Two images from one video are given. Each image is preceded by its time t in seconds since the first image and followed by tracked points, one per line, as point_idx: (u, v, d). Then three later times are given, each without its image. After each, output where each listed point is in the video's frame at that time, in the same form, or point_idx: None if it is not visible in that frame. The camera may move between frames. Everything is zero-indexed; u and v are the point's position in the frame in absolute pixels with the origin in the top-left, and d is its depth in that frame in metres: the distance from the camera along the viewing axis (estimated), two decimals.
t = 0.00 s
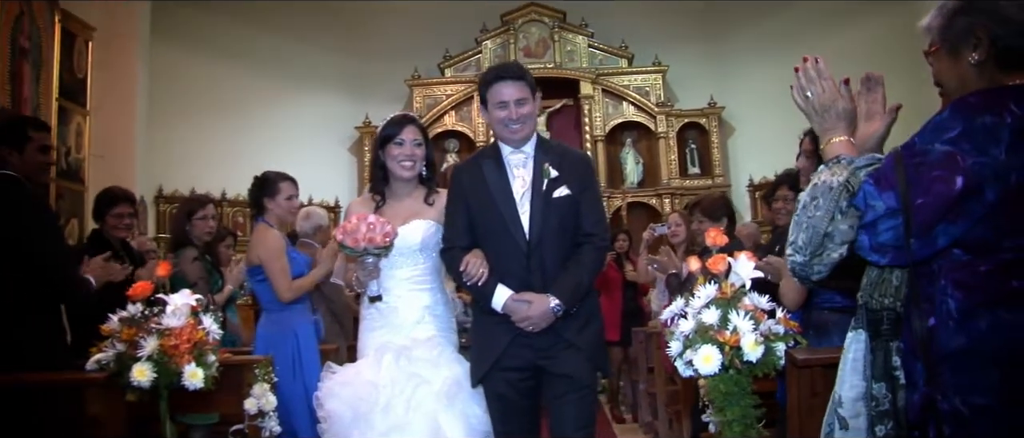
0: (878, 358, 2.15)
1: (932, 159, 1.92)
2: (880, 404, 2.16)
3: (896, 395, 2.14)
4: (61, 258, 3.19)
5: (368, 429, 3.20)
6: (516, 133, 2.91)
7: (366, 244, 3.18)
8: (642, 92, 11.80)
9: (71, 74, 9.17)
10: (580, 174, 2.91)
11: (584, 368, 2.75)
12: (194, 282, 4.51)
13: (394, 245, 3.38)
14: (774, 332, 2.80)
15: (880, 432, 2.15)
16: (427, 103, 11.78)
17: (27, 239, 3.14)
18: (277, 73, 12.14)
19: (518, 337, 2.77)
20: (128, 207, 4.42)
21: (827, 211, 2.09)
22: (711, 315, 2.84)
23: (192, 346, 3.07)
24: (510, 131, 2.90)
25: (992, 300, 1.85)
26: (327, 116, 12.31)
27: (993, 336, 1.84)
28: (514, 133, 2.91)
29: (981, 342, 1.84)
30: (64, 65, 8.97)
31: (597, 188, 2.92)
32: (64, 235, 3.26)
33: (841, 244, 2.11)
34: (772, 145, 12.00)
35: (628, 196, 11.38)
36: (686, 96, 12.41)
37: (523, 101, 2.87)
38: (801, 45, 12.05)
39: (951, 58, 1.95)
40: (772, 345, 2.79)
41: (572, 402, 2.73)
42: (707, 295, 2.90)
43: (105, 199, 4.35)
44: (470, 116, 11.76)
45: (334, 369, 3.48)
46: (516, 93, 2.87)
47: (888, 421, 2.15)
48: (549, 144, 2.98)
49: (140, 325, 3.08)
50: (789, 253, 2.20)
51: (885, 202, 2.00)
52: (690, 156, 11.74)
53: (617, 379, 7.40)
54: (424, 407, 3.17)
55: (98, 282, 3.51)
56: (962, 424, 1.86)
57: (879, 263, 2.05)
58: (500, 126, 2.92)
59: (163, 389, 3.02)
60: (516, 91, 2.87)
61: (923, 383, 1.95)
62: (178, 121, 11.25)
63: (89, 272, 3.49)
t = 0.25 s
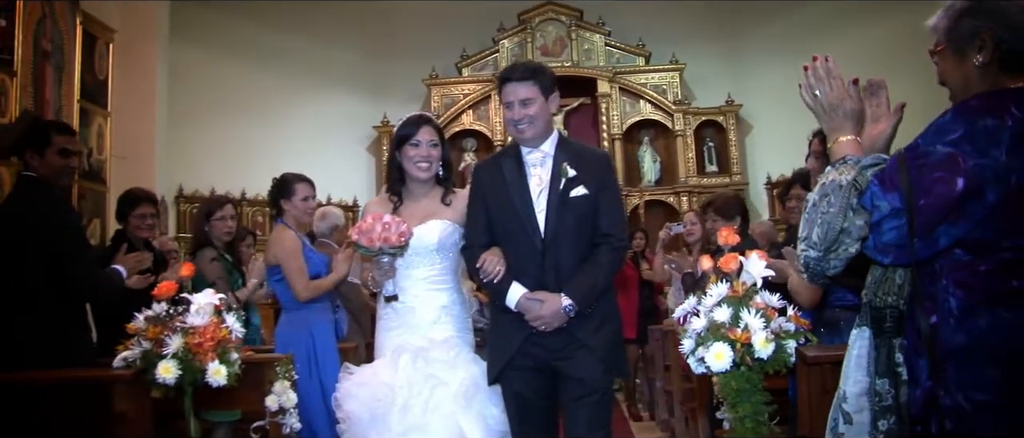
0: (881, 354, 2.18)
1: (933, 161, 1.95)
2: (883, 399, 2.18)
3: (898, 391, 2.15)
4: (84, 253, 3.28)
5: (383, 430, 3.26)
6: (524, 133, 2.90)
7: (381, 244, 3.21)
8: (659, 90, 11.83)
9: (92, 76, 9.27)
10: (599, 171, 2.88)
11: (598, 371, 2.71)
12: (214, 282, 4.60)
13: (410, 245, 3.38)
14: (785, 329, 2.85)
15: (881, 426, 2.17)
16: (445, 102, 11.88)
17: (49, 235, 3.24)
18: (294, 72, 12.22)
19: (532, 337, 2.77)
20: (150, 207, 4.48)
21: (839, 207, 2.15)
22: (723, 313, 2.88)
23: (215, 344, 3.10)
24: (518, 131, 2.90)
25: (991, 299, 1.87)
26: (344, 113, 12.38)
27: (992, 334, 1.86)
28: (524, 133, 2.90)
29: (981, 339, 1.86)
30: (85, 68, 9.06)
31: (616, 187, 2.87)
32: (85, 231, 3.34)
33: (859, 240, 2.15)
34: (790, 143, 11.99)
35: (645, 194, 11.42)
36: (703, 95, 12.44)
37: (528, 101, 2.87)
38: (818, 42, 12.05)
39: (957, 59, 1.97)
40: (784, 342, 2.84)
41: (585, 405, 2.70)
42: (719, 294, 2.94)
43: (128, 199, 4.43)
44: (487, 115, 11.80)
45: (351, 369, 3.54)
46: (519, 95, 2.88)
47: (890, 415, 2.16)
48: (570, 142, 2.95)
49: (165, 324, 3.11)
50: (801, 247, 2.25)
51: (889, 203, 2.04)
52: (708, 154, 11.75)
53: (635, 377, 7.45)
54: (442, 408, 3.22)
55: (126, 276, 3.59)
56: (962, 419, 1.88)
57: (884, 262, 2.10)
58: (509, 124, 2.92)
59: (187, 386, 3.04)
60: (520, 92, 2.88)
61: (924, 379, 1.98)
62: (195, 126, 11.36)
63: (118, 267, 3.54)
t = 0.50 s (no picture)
0: (878, 356, 2.16)
1: (930, 167, 1.96)
2: (879, 400, 2.15)
3: (895, 392, 2.12)
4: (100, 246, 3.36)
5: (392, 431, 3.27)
6: (542, 124, 2.91)
7: (394, 241, 3.25)
8: (672, 90, 11.87)
9: (110, 72, 9.36)
10: (617, 166, 2.84)
11: (607, 371, 2.68)
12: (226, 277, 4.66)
13: (423, 243, 3.43)
14: (789, 331, 2.89)
15: (878, 426, 2.15)
16: (458, 100, 11.94)
17: (68, 230, 3.29)
18: (308, 70, 12.28)
19: (542, 332, 2.76)
20: (166, 203, 4.54)
21: (822, 210, 2.18)
22: (728, 314, 2.91)
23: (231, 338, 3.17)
24: (537, 123, 2.91)
25: (987, 303, 1.90)
26: (354, 111, 12.57)
27: (989, 338, 1.89)
28: (542, 125, 2.91)
29: (978, 343, 1.89)
30: (102, 64, 9.15)
31: (633, 181, 2.82)
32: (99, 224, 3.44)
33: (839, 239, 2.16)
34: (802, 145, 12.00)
35: (658, 195, 11.46)
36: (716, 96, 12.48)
37: (546, 94, 2.88)
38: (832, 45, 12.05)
39: (961, 66, 1.98)
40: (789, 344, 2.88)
41: (598, 407, 2.67)
42: (724, 295, 2.99)
43: (145, 195, 4.48)
44: (499, 114, 11.85)
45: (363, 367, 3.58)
46: (539, 87, 2.90)
47: (887, 417, 2.13)
48: (591, 137, 2.94)
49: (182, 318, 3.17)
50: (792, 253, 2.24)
51: (884, 207, 2.01)
52: (720, 155, 11.78)
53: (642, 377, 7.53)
54: (451, 409, 3.23)
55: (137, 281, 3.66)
56: (957, 420, 1.91)
57: (881, 266, 2.08)
58: (529, 115, 2.93)
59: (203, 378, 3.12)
60: (540, 85, 2.89)
61: (921, 381, 1.99)
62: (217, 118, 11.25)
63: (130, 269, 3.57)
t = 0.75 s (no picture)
0: (875, 350, 2.19)
1: (926, 171, 1.93)
2: (877, 392, 2.18)
3: (891, 384, 2.15)
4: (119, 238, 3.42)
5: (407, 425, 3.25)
6: (563, 117, 2.94)
7: (411, 227, 3.25)
8: (683, 89, 11.90)
9: (124, 65, 9.44)
10: (637, 162, 2.87)
11: (618, 365, 2.69)
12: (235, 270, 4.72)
13: (438, 232, 3.47)
14: (795, 328, 2.95)
15: (875, 418, 2.17)
16: (470, 96, 12.00)
17: (83, 218, 3.35)
18: (318, 65, 12.36)
19: (560, 324, 2.79)
20: (184, 196, 4.61)
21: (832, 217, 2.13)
22: (735, 311, 2.99)
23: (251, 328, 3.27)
24: (558, 115, 2.94)
25: (982, 301, 1.86)
26: (365, 106, 12.64)
27: (981, 335, 1.85)
28: (563, 119, 2.94)
29: (971, 339, 1.86)
30: (117, 57, 9.23)
31: (655, 176, 2.86)
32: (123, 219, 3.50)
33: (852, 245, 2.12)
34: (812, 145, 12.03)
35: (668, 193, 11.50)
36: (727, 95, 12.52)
37: (568, 88, 2.90)
38: (843, 45, 12.06)
39: (961, 72, 1.99)
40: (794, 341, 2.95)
41: (612, 400, 2.69)
42: (731, 292, 3.07)
43: (162, 188, 4.55)
44: (511, 110, 11.91)
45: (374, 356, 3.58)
46: (560, 81, 2.92)
47: (884, 408, 2.16)
48: (614, 131, 2.98)
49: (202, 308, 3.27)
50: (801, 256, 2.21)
51: (883, 210, 1.99)
52: (731, 154, 11.82)
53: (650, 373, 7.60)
54: (464, 403, 3.24)
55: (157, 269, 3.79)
56: (951, 415, 1.87)
57: (880, 266, 2.06)
58: (551, 107, 2.95)
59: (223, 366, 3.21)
60: (562, 79, 2.92)
61: (916, 376, 1.97)
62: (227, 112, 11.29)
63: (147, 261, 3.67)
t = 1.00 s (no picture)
0: (873, 357, 2.25)
1: (926, 183, 1.98)
2: (872, 396, 2.25)
3: (887, 390, 2.23)
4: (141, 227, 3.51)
5: (417, 412, 3.32)
6: (582, 112, 2.98)
7: (426, 214, 3.31)
8: (695, 90, 11.95)
9: (141, 49, 9.52)
10: (651, 159, 2.90)
11: (624, 360, 2.76)
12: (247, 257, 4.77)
13: (452, 223, 3.52)
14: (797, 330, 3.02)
15: (870, 422, 2.24)
16: (482, 91, 12.04)
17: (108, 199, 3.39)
18: (333, 55, 12.44)
19: (568, 317, 2.85)
20: (202, 181, 4.71)
21: (830, 221, 2.22)
22: (740, 312, 3.05)
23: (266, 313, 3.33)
24: (576, 110, 2.99)
25: (975, 310, 1.93)
26: (378, 98, 12.71)
27: (976, 341, 1.92)
28: (580, 114, 2.99)
29: (965, 345, 1.92)
30: (134, 42, 9.31)
31: (671, 175, 2.88)
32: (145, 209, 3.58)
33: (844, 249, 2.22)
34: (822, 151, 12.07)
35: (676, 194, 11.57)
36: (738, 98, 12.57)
37: (585, 83, 2.95)
38: (856, 52, 12.10)
39: (964, 87, 2.05)
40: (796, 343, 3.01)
41: (617, 394, 2.76)
42: (736, 293, 3.13)
43: (181, 173, 4.66)
44: (523, 106, 11.99)
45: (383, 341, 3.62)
46: (577, 77, 2.96)
47: (879, 412, 2.23)
48: (631, 128, 3.01)
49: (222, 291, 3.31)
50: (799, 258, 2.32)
51: (884, 220, 2.03)
52: (741, 157, 11.88)
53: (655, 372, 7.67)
54: (476, 394, 3.31)
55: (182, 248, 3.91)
56: (945, 419, 1.94)
57: (880, 274, 2.08)
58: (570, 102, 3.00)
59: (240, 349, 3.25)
60: (580, 74, 2.96)
61: (910, 380, 2.05)
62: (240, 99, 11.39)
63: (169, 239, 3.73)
